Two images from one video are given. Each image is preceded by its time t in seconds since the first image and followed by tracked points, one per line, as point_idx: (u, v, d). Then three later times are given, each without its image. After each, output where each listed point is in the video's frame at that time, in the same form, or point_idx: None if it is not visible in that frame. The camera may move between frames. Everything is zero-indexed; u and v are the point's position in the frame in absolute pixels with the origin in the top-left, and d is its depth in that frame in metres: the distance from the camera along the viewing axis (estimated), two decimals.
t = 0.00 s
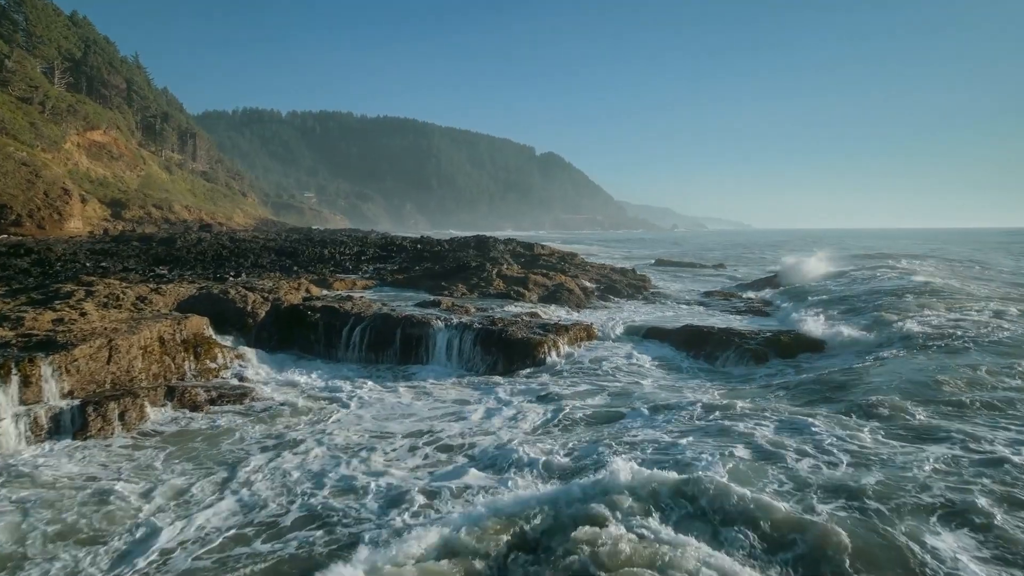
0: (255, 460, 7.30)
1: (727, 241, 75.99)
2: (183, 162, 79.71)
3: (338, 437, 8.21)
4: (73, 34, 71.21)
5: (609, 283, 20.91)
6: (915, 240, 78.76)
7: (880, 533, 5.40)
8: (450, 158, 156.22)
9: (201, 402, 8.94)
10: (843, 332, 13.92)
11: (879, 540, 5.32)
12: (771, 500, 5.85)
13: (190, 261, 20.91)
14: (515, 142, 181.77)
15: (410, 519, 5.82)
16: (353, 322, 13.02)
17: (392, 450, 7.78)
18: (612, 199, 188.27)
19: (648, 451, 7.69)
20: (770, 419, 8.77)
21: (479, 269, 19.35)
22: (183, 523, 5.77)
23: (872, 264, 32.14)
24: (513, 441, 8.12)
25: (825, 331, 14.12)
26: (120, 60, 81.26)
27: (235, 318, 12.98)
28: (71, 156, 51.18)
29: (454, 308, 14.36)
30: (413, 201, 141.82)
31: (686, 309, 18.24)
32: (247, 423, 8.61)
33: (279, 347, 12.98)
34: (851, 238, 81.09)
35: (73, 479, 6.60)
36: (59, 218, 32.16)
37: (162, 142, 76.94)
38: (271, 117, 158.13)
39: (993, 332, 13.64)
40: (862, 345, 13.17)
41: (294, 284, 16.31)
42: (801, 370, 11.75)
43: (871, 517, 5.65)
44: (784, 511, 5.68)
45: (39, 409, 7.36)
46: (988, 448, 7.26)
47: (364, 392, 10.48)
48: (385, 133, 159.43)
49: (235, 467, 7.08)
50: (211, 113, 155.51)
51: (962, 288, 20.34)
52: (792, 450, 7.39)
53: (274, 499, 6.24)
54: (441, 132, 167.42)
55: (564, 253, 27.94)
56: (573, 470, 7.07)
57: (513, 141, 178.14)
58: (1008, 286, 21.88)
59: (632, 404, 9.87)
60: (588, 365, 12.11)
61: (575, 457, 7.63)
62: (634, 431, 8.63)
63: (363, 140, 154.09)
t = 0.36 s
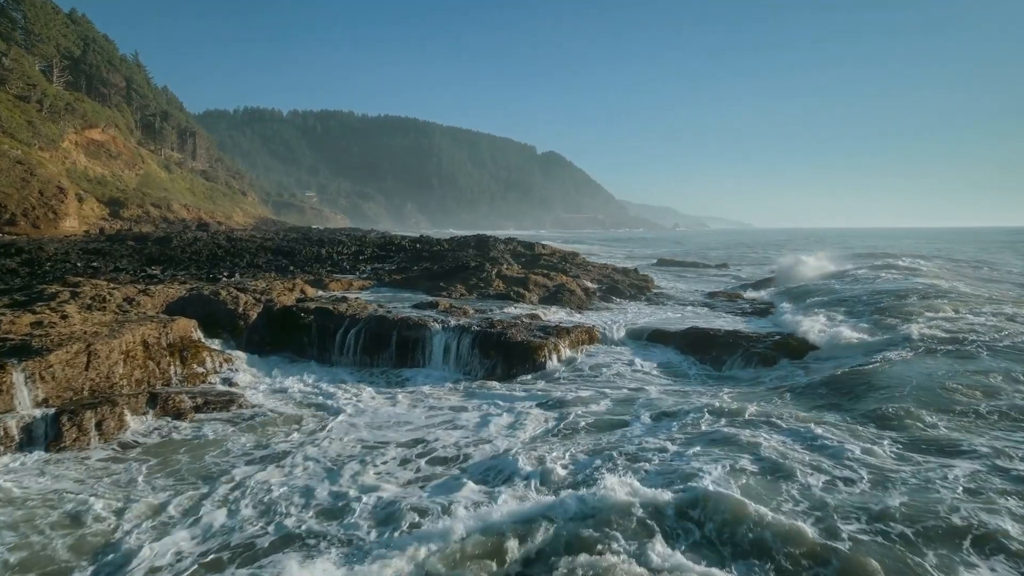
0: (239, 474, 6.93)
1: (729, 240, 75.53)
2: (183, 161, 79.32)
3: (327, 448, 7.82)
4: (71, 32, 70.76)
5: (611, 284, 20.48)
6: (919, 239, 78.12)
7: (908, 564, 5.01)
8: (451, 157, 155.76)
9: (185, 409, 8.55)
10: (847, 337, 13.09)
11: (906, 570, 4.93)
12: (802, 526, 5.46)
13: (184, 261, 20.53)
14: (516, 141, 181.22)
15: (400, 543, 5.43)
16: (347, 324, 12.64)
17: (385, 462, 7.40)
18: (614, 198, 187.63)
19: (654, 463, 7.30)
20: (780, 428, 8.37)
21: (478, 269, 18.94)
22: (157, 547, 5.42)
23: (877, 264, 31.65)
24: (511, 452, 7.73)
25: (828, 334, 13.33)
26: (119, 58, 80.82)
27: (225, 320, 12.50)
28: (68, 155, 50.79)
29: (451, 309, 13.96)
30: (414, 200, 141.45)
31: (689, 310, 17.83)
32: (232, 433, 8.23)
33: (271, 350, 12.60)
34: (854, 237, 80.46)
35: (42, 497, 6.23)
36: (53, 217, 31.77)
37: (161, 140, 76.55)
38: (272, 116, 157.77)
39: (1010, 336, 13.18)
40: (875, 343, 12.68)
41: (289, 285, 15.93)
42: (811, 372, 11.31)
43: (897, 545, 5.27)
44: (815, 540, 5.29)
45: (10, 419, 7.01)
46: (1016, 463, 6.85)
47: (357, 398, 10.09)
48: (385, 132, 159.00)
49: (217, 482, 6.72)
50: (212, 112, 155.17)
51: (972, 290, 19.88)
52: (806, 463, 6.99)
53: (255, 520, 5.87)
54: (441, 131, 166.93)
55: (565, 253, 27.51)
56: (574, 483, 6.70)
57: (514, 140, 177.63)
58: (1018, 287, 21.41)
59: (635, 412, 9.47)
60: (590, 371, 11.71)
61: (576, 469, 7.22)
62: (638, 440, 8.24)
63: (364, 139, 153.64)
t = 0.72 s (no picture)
0: (217, 493, 6.47)
1: (731, 240, 75.14)
2: (183, 160, 78.88)
3: (314, 462, 7.37)
4: (71, 30, 70.29)
5: (613, 285, 20.01)
6: (923, 238, 77.60)
7: None
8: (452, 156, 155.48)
9: (165, 419, 8.09)
10: (858, 342, 12.42)
11: None
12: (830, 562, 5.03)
13: (177, 261, 20.08)
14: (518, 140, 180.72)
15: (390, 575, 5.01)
16: (341, 328, 12.20)
17: (374, 479, 6.95)
18: (615, 198, 187.13)
19: (661, 479, 6.83)
20: (795, 439, 7.89)
21: (478, 270, 18.48)
22: None
23: (883, 264, 31.15)
24: (509, 467, 7.28)
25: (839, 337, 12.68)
26: (119, 57, 80.45)
27: (214, 323, 12.01)
28: (66, 153, 50.37)
29: (449, 311, 13.49)
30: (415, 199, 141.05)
31: (694, 312, 17.35)
32: (214, 445, 7.77)
33: (262, 354, 12.16)
34: (858, 237, 79.95)
35: (4, 521, 5.78)
36: (47, 216, 31.32)
37: (161, 139, 76.15)
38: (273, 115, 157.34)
39: None
40: (890, 345, 12.17)
41: (282, 286, 15.47)
42: (824, 376, 10.80)
43: None
44: None
45: None
46: None
47: (350, 406, 9.64)
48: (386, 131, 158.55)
49: (196, 501, 6.28)
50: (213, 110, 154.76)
51: (984, 292, 19.41)
52: (824, 482, 6.52)
53: (234, 548, 5.44)
54: (443, 130, 166.46)
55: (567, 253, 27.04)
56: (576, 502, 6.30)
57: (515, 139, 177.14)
58: None
59: (640, 422, 9.01)
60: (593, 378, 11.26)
61: (580, 486, 6.78)
62: (643, 452, 7.76)
63: (365, 138, 153.23)
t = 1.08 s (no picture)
0: (191, 515, 5.97)
1: (733, 238, 74.55)
2: (183, 159, 78.52)
3: (298, 478, 6.88)
4: (70, 28, 69.93)
5: (617, 285, 19.50)
6: (928, 236, 76.94)
7: None
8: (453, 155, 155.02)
9: (142, 430, 7.62)
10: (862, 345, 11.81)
11: None
12: None
13: (170, 261, 19.64)
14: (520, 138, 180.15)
15: None
16: (334, 331, 11.74)
17: (360, 497, 6.48)
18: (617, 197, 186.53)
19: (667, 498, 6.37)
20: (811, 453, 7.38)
21: (477, 270, 17.98)
22: None
23: (891, 264, 30.55)
24: (505, 483, 6.80)
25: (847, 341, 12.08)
26: (119, 55, 80.17)
27: (202, 326, 11.52)
28: (65, 151, 50.08)
29: (447, 313, 12.99)
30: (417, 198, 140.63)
31: (700, 314, 16.83)
32: (194, 459, 7.29)
33: (252, 358, 11.72)
34: (861, 237, 79.24)
35: None
36: (42, 215, 30.90)
37: (161, 137, 75.82)
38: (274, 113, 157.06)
39: None
40: (907, 349, 11.62)
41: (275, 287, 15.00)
42: (840, 381, 10.27)
43: None
44: None
45: None
46: None
47: (340, 416, 9.15)
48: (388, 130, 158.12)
49: (166, 524, 5.80)
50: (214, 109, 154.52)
51: (999, 296, 18.85)
52: (846, 507, 6.03)
53: None
54: (444, 129, 165.99)
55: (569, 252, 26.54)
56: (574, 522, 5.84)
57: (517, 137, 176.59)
58: None
59: (646, 433, 8.51)
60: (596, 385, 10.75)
61: (581, 506, 6.29)
62: (651, 468, 7.24)
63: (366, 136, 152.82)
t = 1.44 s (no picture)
0: (163, 540, 5.53)
1: (736, 238, 73.94)
2: (183, 157, 78.13)
3: (280, 495, 6.43)
4: (70, 26, 69.52)
5: (619, 286, 19.04)
6: (932, 236, 76.35)
7: None
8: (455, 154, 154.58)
9: (118, 442, 7.19)
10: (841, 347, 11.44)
11: None
12: None
13: (163, 261, 19.23)
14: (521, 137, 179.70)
15: None
16: (326, 335, 11.33)
17: (344, 517, 6.04)
18: (619, 196, 186.03)
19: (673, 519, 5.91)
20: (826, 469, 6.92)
21: (477, 270, 17.52)
22: None
23: (898, 264, 30.04)
24: (500, 501, 6.36)
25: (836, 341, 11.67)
26: (119, 53, 79.79)
27: (189, 329, 11.10)
28: (63, 150, 49.80)
29: (444, 315, 12.55)
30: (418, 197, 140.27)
31: (705, 317, 16.36)
32: (171, 473, 6.85)
33: (243, 364, 11.33)
34: (865, 236, 78.65)
35: None
36: (37, 214, 30.47)
37: (161, 136, 75.55)
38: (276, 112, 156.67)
39: None
40: (922, 354, 11.13)
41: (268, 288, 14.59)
42: (854, 386, 9.78)
43: None
44: None
45: None
46: None
47: (331, 424, 8.71)
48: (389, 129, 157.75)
49: (134, 550, 5.37)
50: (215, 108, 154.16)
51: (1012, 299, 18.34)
52: (871, 536, 5.57)
53: None
54: (446, 128, 165.52)
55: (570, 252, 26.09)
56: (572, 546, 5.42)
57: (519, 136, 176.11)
58: None
59: (651, 444, 8.07)
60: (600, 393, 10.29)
61: (580, 526, 5.86)
62: (657, 483, 6.78)
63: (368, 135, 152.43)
